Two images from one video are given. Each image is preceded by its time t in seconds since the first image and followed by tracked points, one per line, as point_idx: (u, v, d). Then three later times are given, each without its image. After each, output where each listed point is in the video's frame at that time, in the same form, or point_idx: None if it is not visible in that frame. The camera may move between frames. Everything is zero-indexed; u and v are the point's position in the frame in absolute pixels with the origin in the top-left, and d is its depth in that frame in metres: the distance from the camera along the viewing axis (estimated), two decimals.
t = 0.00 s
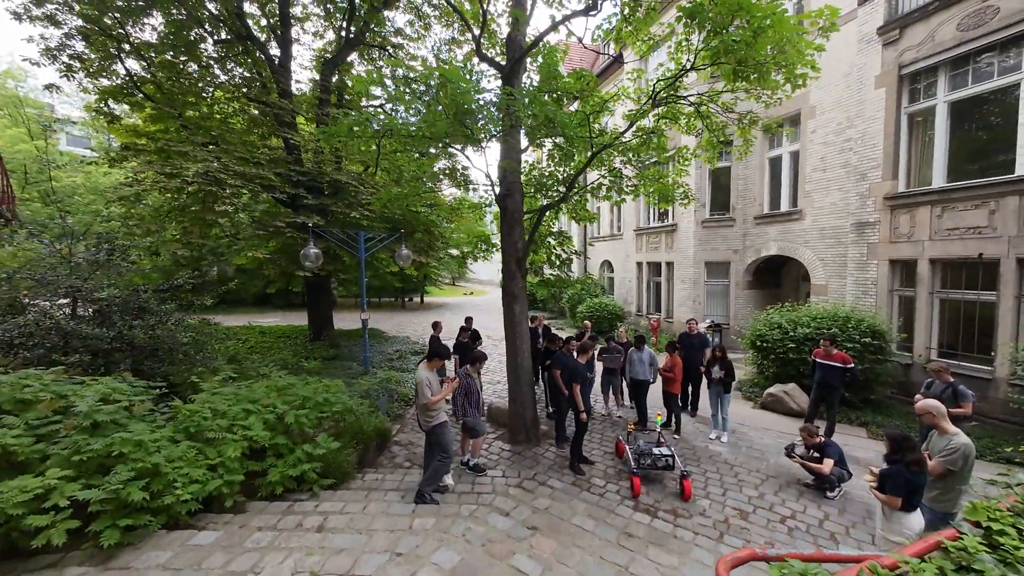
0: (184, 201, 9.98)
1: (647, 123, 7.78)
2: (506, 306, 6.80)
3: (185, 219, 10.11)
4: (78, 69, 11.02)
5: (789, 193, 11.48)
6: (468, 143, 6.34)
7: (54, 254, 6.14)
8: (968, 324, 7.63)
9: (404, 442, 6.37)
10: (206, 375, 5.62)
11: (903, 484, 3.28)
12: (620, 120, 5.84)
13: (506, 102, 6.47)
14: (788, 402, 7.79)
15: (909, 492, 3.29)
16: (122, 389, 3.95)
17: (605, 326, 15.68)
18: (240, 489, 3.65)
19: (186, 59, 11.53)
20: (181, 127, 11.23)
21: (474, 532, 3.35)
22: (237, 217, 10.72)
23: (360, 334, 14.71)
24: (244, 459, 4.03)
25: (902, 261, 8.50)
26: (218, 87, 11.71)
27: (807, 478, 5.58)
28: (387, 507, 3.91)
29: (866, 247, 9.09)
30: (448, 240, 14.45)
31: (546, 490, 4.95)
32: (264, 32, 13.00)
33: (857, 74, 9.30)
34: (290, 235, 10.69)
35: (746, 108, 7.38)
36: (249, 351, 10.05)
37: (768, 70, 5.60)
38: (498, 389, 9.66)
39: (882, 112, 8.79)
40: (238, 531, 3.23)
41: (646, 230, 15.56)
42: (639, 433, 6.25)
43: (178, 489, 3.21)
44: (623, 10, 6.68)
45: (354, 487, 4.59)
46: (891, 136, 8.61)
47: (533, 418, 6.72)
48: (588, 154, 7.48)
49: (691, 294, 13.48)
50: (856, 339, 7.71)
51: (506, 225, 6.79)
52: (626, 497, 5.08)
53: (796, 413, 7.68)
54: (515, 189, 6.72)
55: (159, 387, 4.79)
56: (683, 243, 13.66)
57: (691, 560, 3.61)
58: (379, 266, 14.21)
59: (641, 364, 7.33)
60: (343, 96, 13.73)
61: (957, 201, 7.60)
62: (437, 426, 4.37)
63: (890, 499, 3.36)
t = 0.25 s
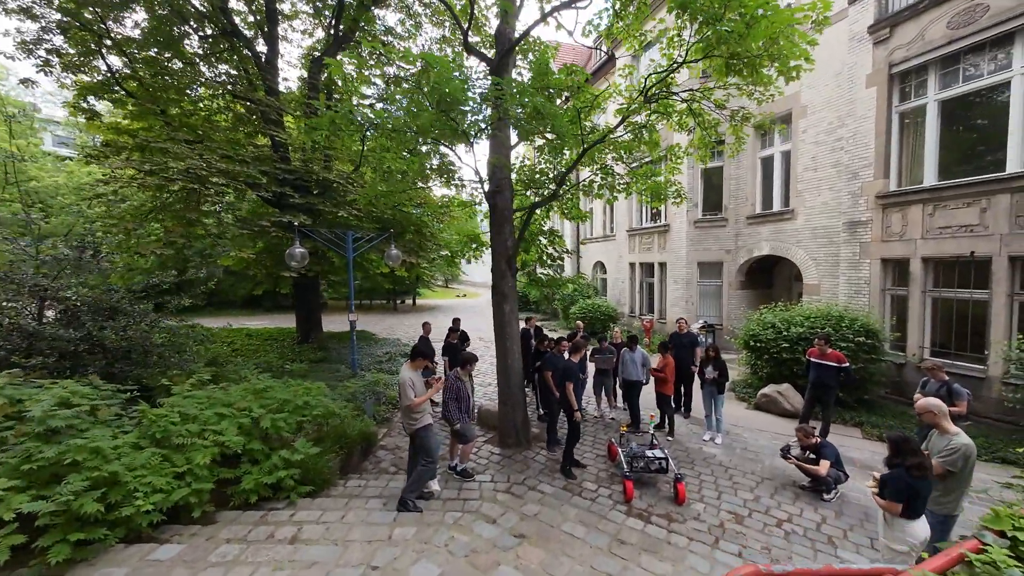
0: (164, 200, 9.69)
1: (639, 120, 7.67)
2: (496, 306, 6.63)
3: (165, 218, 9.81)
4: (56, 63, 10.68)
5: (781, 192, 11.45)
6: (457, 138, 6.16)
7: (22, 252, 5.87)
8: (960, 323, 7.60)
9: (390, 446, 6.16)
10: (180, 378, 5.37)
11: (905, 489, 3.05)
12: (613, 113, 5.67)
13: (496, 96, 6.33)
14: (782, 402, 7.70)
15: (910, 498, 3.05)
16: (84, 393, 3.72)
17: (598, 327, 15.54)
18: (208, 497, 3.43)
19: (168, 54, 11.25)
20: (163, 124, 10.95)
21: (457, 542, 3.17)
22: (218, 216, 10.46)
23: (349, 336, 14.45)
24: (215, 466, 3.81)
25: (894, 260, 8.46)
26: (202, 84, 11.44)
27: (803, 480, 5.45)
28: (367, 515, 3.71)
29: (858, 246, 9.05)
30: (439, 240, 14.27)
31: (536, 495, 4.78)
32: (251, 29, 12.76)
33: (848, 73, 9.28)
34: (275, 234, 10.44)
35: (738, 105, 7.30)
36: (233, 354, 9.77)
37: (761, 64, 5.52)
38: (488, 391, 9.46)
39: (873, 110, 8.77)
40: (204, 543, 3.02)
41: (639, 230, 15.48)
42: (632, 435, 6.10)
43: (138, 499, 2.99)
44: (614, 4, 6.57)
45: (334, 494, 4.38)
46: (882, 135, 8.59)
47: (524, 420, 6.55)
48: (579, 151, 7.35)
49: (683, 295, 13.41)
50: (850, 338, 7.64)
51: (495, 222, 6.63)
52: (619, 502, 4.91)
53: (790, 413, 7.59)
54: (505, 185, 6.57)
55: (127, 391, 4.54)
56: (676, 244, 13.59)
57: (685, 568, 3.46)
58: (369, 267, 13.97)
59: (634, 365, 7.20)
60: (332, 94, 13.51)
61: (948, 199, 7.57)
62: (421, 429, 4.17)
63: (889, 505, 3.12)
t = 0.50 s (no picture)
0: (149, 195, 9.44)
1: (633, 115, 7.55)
2: (486, 303, 6.44)
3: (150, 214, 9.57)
4: (35, 54, 10.38)
5: (776, 191, 11.36)
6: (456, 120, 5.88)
7: None
8: (957, 322, 7.52)
9: (375, 447, 5.96)
10: (154, 376, 5.15)
11: (908, 495, 2.90)
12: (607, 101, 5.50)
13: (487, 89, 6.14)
14: (779, 402, 7.57)
15: (916, 504, 2.89)
16: (42, 392, 3.50)
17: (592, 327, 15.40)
18: (174, 503, 3.22)
19: (155, 47, 11.01)
20: (147, 118, 10.69)
21: (439, 551, 2.99)
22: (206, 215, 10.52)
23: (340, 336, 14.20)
24: (184, 469, 3.60)
25: (890, 259, 8.38)
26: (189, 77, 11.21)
27: (800, 482, 5.31)
28: (346, 521, 3.52)
29: (854, 245, 8.96)
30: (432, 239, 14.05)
31: (525, 499, 4.60)
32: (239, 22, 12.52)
33: (844, 70, 9.21)
34: (262, 231, 10.21)
35: (733, 99, 7.17)
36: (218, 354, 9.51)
37: (758, 55, 5.39)
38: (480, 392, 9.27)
39: (868, 108, 8.69)
40: (166, 553, 2.82)
41: (634, 230, 15.36)
42: (625, 436, 5.94)
43: (94, 505, 2.78)
44: None
45: (314, 499, 4.18)
46: (878, 133, 8.51)
47: (515, 421, 6.37)
48: (572, 146, 7.19)
49: (678, 294, 13.29)
50: (847, 337, 7.54)
51: (487, 217, 6.45)
52: (612, 505, 4.75)
53: (786, 413, 7.46)
54: (496, 180, 6.40)
55: (93, 391, 4.31)
56: (671, 243, 13.47)
57: None
58: (360, 265, 13.74)
59: (628, 364, 7.05)
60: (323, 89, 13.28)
61: (945, 197, 7.49)
62: (404, 430, 3.98)
63: (894, 512, 2.96)
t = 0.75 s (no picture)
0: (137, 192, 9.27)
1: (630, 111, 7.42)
2: (478, 301, 6.26)
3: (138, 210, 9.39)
4: (19, 46, 10.13)
5: (774, 191, 11.25)
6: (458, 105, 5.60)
7: None
8: (957, 322, 7.39)
9: (362, 449, 5.75)
10: (129, 375, 4.93)
11: (919, 502, 2.75)
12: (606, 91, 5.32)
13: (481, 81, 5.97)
14: (777, 404, 7.41)
15: (928, 513, 2.74)
16: None
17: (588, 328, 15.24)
18: (137, 510, 3.01)
19: (144, 40, 10.80)
20: (136, 113, 10.48)
21: (420, 562, 2.79)
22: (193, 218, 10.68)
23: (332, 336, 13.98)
24: (151, 473, 3.39)
25: (890, 259, 8.26)
26: (179, 71, 11.00)
27: (801, 486, 5.15)
28: (322, 528, 3.32)
29: (852, 245, 8.84)
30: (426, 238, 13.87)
31: (516, 504, 4.41)
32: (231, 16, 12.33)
33: (842, 68, 9.11)
34: (251, 227, 10.00)
35: (731, 95, 7.04)
36: (204, 353, 9.28)
37: (757, 47, 5.26)
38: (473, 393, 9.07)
39: (867, 106, 8.59)
40: (125, 564, 2.62)
41: (630, 230, 15.22)
42: (620, 438, 5.75)
43: (45, 512, 2.57)
44: None
45: (292, 505, 3.97)
46: (877, 130, 8.40)
47: (507, 422, 6.18)
48: (567, 141, 7.04)
49: (675, 295, 13.15)
50: (846, 338, 7.40)
51: (479, 212, 6.27)
52: (606, 511, 4.56)
53: (785, 415, 7.31)
54: (489, 175, 6.24)
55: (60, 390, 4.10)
56: (667, 243, 13.34)
57: None
58: (352, 264, 13.54)
59: (624, 364, 6.87)
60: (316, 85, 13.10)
61: (945, 195, 7.38)
62: (387, 432, 3.80)
63: (904, 521, 2.81)
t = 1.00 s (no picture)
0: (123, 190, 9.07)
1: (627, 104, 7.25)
2: (471, 298, 6.07)
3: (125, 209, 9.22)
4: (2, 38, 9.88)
5: (773, 188, 11.12)
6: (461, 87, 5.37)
7: None
8: (961, 320, 7.25)
9: (350, 451, 5.57)
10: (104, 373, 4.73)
11: (932, 506, 2.58)
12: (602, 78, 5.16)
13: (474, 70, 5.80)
14: (778, 404, 7.24)
15: (942, 518, 2.56)
16: None
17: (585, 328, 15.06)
18: (100, 517, 2.81)
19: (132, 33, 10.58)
20: (123, 107, 10.26)
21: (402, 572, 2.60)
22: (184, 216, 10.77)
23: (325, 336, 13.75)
24: (118, 476, 3.19)
25: (891, 256, 8.11)
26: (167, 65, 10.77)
27: (803, 489, 4.98)
28: (300, 536, 3.12)
29: (853, 242, 8.70)
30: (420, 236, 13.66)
31: (508, 508, 4.22)
32: (222, 10, 12.11)
33: (842, 63, 8.99)
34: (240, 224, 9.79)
35: (730, 88, 6.88)
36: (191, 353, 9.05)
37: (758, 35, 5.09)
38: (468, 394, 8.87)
39: (868, 101, 8.46)
40: None
41: (627, 229, 15.06)
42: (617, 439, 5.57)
43: None
44: None
45: (272, 510, 3.78)
46: (877, 126, 8.28)
47: (501, 423, 5.99)
48: (562, 134, 6.86)
49: (673, 295, 12.99)
50: (847, 336, 7.24)
51: (471, 206, 6.09)
52: (602, 515, 4.37)
53: (786, 416, 7.14)
54: (483, 168, 6.06)
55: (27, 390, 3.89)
56: (665, 241, 13.18)
57: None
58: (346, 263, 13.32)
59: (621, 364, 6.69)
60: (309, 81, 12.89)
61: (947, 191, 7.25)
62: (370, 432, 3.60)
63: (917, 527, 2.63)
